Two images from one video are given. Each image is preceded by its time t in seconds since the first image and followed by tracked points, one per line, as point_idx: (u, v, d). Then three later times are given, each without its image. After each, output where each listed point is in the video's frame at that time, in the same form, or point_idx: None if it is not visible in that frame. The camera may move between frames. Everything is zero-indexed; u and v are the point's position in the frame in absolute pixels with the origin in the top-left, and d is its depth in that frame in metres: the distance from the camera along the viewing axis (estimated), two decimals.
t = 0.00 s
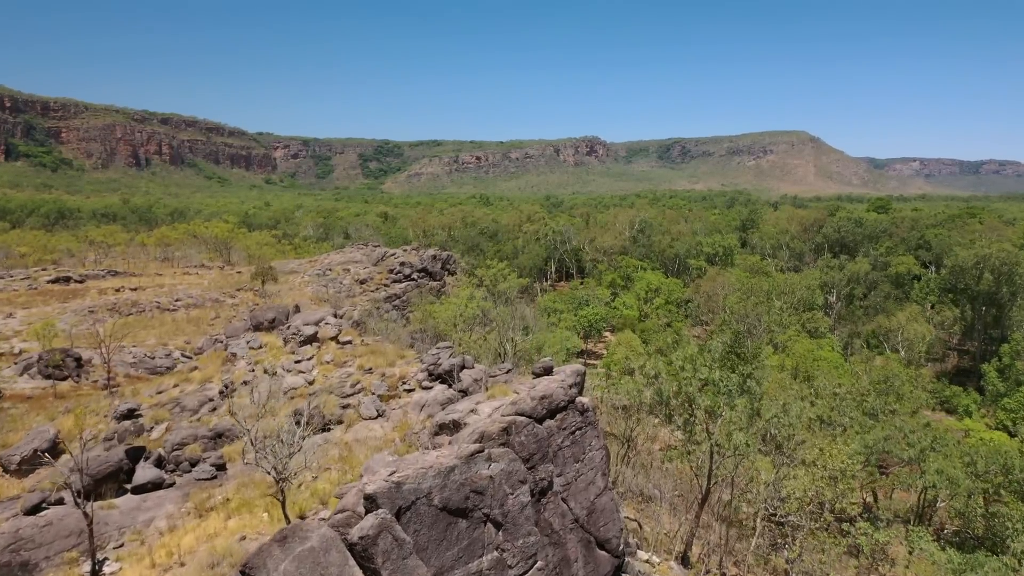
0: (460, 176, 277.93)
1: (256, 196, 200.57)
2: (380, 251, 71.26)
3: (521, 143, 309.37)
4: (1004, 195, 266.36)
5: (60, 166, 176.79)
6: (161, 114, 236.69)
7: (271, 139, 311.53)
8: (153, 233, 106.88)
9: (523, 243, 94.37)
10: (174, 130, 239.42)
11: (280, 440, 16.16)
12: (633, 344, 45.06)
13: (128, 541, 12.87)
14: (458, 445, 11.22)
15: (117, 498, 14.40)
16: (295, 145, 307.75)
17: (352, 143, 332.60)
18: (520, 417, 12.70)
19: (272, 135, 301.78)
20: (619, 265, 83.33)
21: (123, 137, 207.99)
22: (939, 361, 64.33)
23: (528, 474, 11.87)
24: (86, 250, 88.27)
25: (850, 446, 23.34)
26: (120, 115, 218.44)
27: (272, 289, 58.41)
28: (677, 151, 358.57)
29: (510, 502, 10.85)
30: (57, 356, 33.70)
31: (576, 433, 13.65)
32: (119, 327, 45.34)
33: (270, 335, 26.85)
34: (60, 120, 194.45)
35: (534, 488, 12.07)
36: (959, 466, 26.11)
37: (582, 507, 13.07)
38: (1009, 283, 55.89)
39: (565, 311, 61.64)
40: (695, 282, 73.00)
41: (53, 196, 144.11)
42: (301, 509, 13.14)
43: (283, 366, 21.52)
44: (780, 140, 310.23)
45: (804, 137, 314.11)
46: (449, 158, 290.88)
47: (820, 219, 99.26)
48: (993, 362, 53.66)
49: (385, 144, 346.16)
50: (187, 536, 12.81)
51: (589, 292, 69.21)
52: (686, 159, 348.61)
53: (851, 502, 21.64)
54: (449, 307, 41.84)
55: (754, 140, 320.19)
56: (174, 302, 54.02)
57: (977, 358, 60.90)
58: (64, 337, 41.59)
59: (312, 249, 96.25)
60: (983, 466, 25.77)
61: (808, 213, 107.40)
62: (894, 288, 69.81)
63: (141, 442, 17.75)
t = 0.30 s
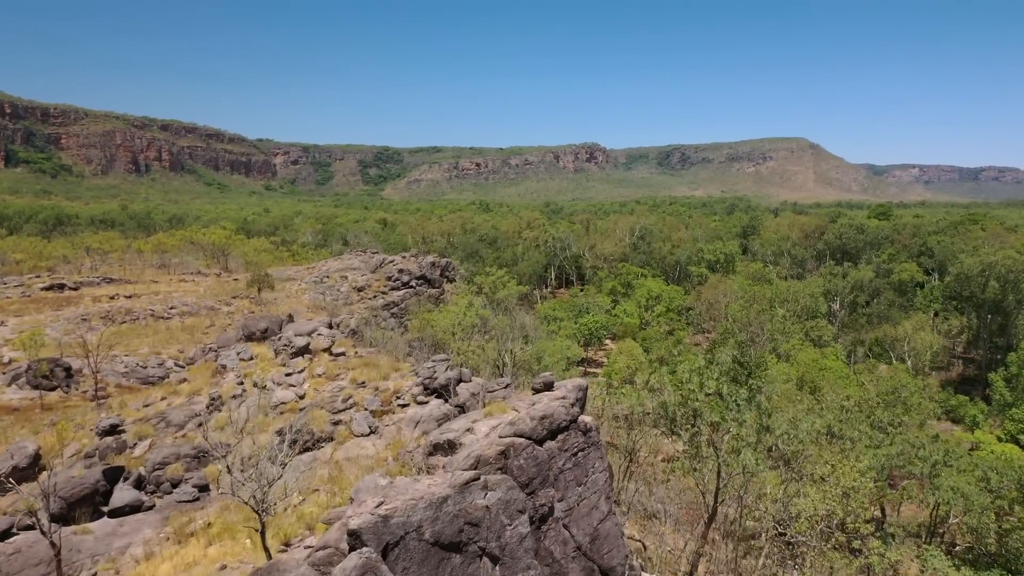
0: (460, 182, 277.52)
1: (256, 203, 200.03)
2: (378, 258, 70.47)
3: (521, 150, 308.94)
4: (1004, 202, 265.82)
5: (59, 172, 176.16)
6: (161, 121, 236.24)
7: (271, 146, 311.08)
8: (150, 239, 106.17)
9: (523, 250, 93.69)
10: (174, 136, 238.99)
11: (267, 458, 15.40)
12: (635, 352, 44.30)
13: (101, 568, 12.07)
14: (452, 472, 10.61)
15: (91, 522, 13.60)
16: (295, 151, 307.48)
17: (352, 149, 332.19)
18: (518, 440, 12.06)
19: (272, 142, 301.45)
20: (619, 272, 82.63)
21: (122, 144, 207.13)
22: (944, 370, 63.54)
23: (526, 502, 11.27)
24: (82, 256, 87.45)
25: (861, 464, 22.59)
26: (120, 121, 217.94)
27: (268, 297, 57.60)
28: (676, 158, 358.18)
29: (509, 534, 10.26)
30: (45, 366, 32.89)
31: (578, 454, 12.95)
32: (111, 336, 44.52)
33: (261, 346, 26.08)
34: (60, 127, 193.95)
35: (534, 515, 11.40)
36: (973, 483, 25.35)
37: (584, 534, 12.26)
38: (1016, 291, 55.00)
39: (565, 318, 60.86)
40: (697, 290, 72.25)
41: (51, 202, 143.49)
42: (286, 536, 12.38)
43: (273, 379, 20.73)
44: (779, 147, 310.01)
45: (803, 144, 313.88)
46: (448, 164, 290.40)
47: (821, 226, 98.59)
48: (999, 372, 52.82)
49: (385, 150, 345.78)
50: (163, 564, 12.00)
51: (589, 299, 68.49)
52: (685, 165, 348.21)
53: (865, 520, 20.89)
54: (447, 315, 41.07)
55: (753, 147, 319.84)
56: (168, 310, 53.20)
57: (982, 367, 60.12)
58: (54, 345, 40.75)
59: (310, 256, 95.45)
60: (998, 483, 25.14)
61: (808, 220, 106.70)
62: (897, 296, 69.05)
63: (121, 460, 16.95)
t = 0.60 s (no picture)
0: (460, 189, 276.74)
1: (255, 209, 199.20)
2: (377, 265, 69.67)
3: (521, 156, 308.52)
4: (1004, 209, 264.85)
5: (58, 179, 175.45)
6: (161, 127, 235.74)
7: (271, 152, 310.53)
8: (148, 246, 105.31)
9: (523, 257, 92.91)
10: (174, 143, 238.40)
11: (253, 479, 14.66)
12: (636, 360, 43.52)
13: None
14: (443, 503, 11.00)
15: (63, 549, 12.82)
16: (295, 158, 306.94)
17: (352, 156, 331.49)
18: (517, 463, 12.25)
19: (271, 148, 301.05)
20: (620, 279, 81.89)
21: (122, 150, 206.47)
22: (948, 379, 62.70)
23: (525, 530, 11.50)
24: (78, 263, 86.59)
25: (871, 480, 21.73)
26: (120, 127, 217.27)
27: (264, 305, 56.84)
28: (676, 164, 357.59)
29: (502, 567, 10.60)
30: (33, 375, 32.10)
31: (581, 478, 13.10)
32: (103, 344, 43.72)
33: (252, 357, 25.29)
34: (60, 133, 193.30)
35: (532, 542, 11.59)
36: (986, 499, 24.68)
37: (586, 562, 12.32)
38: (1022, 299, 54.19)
39: (565, 326, 60.06)
40: (698, 298, 71.45)
41: (50, 208, 142.68)
42: (269, 563, 11.60)
43: (262, 393, 19.94)
44: (779, 154, 309.58)
45: (802, 150, 313.37)
46: (448, 170, 289.73)
47: (823, 233, 97.84)
48: (1005, 381, 51.99)
49: (385, 157, 345.17)
50: None
51: (590, 307, 67.69)
52: (685, 172, 347.59)
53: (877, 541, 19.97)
54: (445, 323, 40.31)
55: (753, 153, 319.40)
56: (162, 318, 52.40)
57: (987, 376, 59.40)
58: (45, 354, 39.88)
59: (309, 263, 94.70)
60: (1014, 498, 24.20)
61: (810, 227, 105.95)
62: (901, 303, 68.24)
63: (100, 480, 16.16)
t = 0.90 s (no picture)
0: (459, 196, 276.00)
1: (255, 216, 198.55)
2: (375, 273, 68.88)
3: (521, 164, 308.16)
4: (1004, 216, 264.13)
5: (58, 186, 174.95)
6: (161, 134, 235.20)
7: (271, 160, 310.04)
8: (145, 253, 104.47)
9: (522, 265, 92.13)
10: (173, 149, 237.81)
11: (236, 501, 13.90)
12: (637, 370, 42.71)
13: None
14: (435, 537, 10.42)
15: None
16: (294, 165, 306.49)
17: (352, 163, 331.00)
18: (514, 491, 11.69)
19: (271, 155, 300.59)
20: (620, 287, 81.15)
21: (122, 157, 205.78)
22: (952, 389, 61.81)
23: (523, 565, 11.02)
24: (74, 270, 85.77)
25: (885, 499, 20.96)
26: (120, 134, 216.81)
27: (260, 313, 56.04)
28: (675, 171, 357.09)
29: None
30: (20, 386, 31.27)
31: (581, 505, 12.63)
32: (95, 354, 42.91)
33: (242, 369, 24.50)
34: (60, 140, 192.82)
35: None
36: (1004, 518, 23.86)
37: None
38: None
39: (565, 335, 59.25)
40: (699, 306, 70.66)
41: (48, 215, 141.95)
42: None
43: (250, 408, 19.17)
44: (778, 161, 309.34)
45: (802, 158, 312.92)
46: (448, 178, 289.20)
47: (825, 240, 97.10)
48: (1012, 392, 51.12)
49: (384, 164, 344.69)
50: None
51: (590, 315, 66.87)
52: (684, 179, 347.03)
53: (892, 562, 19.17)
54: (443, 333, 39.50)
55: (752, 160, 319.15)
56: (156, 327, 51.58)
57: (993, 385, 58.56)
58: (35, 363, 39.07)
59: (307, 271, 93.92)
60: None
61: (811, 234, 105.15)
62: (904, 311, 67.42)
63: (76, 501, 15.34)
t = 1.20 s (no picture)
0: (459, 204, 275.29)
1: (254, 223, 197.70)
2: (373, 280, 68.12)
3: (520, 171, 307.63)
4: (1004, 224, 263.24)
5: (58, 193, 174.30)
6: (161, 142, 234.60)
7: (270, 167, 309.37)
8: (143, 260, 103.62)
9: (521, 272, 91.34)
10: (173, 157, 237.18)
11: (218, 524, 13.17)
12: (638, 379, 41.93)
13: None
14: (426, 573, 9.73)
15: None
16: (294, 172, 305.93)
17: (352, 170, 330.48)
18: (514, 521, 10.97)
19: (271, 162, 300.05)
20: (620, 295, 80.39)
21: (122, 164, 205.06)
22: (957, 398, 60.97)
23: None
24: (70, 277, 84.95)
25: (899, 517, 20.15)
26: (120, 141, 216.20)
27: (256, 321, 55.26)
28: (675, 179, 356.56)
29: None
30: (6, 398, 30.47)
31: (585, 535, 11.88)
32: (86, 363, 42.08)
33: (232, 382, 23.74)
34: (60, 147, 192.19)
35: None
36: (1019, 535, 23.17)
37: None
38: None
39: (565, 343, 58.46)
40: (700, 314, 69.89)
41: (46, 222, 141.17)
42: None
43: (237, 423, 18.42)
44: (778, 169, 308.77)
45: (801, 165, 312.22)
46: (447, 185, 288.58)
47: (827, 248, 96.36)
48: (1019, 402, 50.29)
49: (384, 171, 344.15)
50: None
51: (591, 323, 66.10)
52: (684, 187, 346.44)
53: None
54: (440, 341, 38.70)
55: (752, 168, 318.65)
56: (150, 335, 50.76)
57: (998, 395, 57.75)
58: (25, 373, 38.28)
59: (305, 279, 93.11)
60: None
61: (812, 242, 104.43)
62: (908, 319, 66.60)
63: (50, 523, 14.57)
